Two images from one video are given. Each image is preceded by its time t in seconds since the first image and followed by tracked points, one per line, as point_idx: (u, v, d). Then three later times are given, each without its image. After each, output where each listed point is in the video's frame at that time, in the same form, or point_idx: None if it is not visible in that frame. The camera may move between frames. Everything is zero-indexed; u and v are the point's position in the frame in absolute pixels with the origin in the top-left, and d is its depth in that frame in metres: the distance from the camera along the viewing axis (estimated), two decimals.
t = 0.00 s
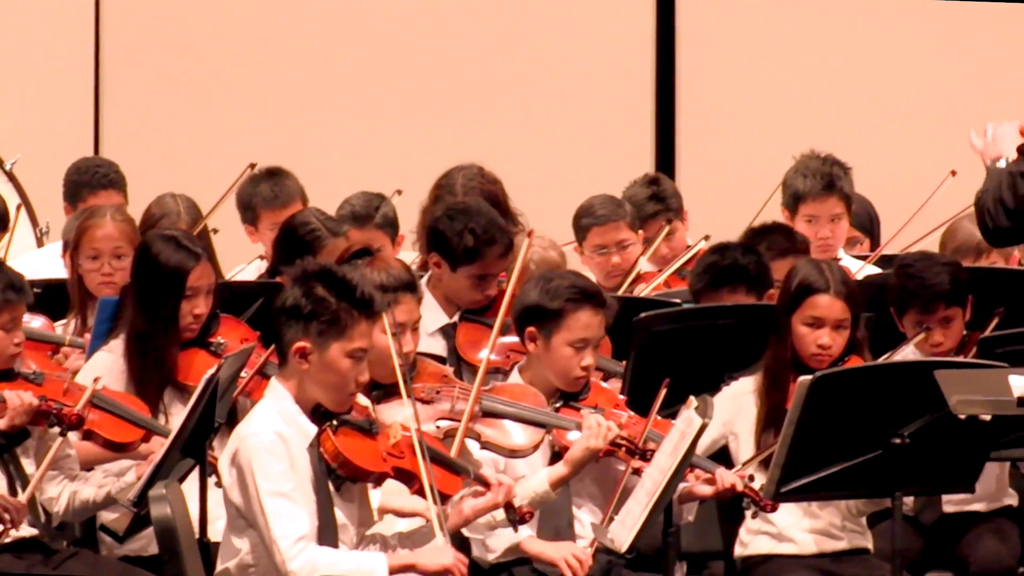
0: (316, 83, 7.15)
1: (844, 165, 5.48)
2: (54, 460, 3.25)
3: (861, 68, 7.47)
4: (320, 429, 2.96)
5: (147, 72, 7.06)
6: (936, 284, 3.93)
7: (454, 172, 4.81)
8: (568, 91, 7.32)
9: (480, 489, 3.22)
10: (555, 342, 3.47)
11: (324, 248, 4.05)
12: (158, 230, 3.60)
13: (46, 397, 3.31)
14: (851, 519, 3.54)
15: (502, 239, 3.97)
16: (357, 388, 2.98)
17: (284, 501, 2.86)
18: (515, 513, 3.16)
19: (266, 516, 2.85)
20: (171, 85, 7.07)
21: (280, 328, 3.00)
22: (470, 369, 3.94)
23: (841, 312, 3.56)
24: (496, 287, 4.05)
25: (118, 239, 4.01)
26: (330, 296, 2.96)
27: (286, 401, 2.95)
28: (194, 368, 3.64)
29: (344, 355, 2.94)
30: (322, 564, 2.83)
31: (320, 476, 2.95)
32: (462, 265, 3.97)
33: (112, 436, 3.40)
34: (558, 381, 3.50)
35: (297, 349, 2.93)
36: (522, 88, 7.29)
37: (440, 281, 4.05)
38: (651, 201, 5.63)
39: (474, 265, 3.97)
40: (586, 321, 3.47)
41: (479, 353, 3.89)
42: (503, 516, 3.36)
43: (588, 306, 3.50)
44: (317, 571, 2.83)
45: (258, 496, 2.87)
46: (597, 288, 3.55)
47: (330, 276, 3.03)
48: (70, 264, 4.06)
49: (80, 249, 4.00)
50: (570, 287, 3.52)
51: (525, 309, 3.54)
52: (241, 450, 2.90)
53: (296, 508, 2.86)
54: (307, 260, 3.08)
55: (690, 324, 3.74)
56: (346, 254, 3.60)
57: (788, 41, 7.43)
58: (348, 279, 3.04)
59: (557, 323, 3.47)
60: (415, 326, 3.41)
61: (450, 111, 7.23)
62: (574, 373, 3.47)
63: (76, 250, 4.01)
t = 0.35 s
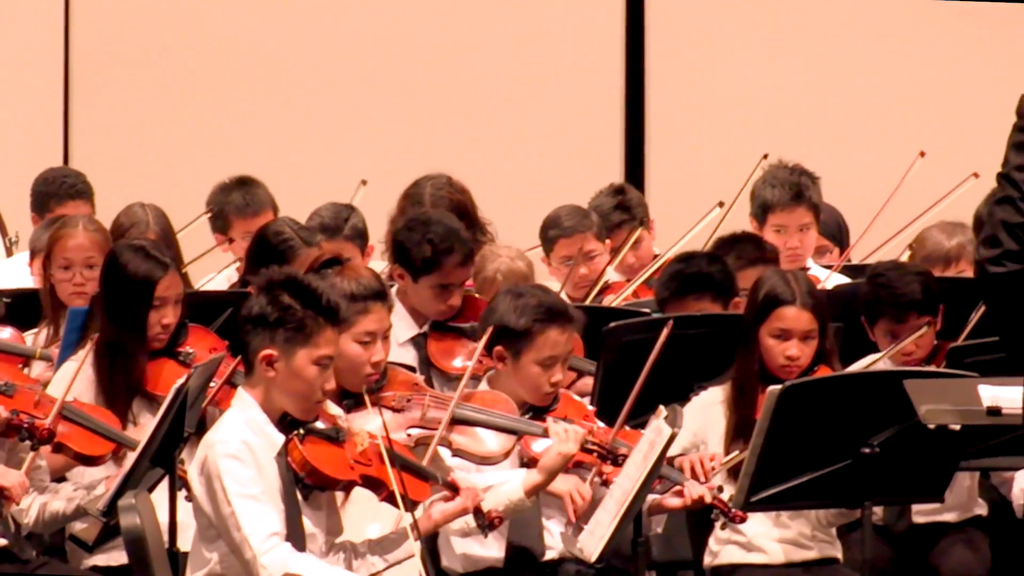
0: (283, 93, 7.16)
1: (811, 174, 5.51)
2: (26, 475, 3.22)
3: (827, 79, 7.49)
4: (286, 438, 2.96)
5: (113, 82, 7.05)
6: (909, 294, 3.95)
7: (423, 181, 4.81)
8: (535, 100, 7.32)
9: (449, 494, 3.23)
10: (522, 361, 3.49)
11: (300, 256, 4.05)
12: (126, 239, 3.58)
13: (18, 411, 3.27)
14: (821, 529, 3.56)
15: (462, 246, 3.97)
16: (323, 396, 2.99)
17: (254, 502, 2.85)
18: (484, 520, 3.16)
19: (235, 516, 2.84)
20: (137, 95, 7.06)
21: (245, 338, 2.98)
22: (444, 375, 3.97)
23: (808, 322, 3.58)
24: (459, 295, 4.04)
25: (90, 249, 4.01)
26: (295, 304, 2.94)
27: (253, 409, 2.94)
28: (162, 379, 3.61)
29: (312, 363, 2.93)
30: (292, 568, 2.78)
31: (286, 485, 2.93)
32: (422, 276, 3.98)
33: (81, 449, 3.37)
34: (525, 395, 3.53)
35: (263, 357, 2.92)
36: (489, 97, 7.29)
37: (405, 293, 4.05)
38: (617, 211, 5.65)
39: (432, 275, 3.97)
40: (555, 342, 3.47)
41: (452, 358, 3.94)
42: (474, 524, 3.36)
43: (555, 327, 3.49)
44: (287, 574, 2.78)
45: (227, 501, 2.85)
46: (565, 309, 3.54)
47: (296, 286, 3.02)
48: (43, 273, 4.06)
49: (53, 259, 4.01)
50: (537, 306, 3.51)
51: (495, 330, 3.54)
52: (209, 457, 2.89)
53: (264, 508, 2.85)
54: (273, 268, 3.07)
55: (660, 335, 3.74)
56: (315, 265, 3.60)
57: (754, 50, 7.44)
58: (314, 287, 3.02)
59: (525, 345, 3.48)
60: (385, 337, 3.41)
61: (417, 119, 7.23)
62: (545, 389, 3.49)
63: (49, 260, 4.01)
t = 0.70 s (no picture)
0: (249, 103, 7.15)
1: (778, 187, 5.54)
2: None
3: (794, 90, 7.50)
4: (251, 451, 2.94)
5: (79, 93, 7.06)
6: (877, 306, 3.97)
7: (391, 195, 4.82)
8: (503, 111, 7.33)
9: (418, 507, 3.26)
10: (491, 371, 3.49)
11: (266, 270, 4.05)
12: (92, 252, 3.57)
13: None
14: (789, 542, 3.59)
15: (428, 259, 3.99)
16: (290, 412, 2.95)
17: (223, 509, 2.84)
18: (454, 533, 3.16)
19: (207, 522, 2.82)
20: (103, 106, 7.07)
21: (213, 350, 2.96)
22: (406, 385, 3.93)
23: (778, 335, 3.59)
24: (425, 309, 4.05)
25: (56, 262, 4.00)
26: (263, 317, 2.93)
27: (220, 423, 2.93)
28: (129, 392, 3.60)
29: (278, 377, 2.90)
30: (270, 565, 2.80)
31: (253, 497, 2.91)
32: (389, 289, 3.97)
33: (50, 460, 3.35)
34: (492, 409, 3.54)
35: (230, 370, 2.90)
36: (456, 108, 7.29)
37: (369, 308, 4.04)
38: (586, 223, 5.67)
39: (400, 289, 3.97)
40: (523, 351, 3.48)
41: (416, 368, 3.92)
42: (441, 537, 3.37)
43: (524, 338, 3.50)
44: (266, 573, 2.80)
45: (197, 509, 2.84)
46: (534, 318, 3.55)
47: (265, 300, 3.01)
48: (8, 287, 4.05)
49: (18, 272, 3.99)
50: (507, 316, 3.52)
51: (462, 338, 3.54)
52: (175, 467, 2.88)
53: (233, 514, 2.84)
54: (242, 282, 3.05)
55: (629, 348, 3.76)
56: (281, 279, 3.60)
57: (721, 60, 7.45)
58: (283, 302, 3.01)
59: (493, 355, 3.48)
60: (351, 352, 3.41)
61: (383, 130, 7.23)
62: (512, 402, 3.49)
63: (14, 273, 4.00)
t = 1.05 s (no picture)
0: (213, 110, 7.15)
1: (741, 198, 5.57)
2: None
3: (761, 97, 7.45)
4: (220, 461, 2.94)
5: (42, 101, 7.06)
6: (841, 316, 4.01)
7: (356, 205, 4.83)
8: (465, 119, 7.34)
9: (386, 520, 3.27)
10: (456, 378, 3.50)
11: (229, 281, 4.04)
12: (57, 262, 3.57)
13: None
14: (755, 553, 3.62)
15: (396, 271, 4.00)
16: (258, 424, 2.95)
17: (193, 518, 2.84)
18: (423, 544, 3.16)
19: (176, 530, 2.82)
20: (67, 114, 7.07)
21: (183, 360, 2.96)
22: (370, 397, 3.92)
23: (745, 346, 3.62)
24: (391, 321, 4.05)
25: (23, 273, 4.09)
26: (234, 329, 2.93)
27: (188, 432, 2.92)
28: (94, 401, 3.59)
29: (248, 390, 2.90)
30: (236, 570, 2.81)
31: (221, 507, 2.91)
32: (356, 301, 3.99)
33: (16, 465, 3.36)
34: (458, 417, 3.53)
35: (200, 381, 2.90)
36: (418, 116, 7.30)
37: (335, 318, 4.05)
38: (550, 235, 5.70)
39: (367, 301, 3.99)
40: (487, 359, 3.49)
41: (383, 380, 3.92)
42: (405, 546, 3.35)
43: (489, 344, 3.52)
44: None
45: (167, 517, 2.84)
46: (499, 325, 3.58)
47: (236, 311, 3.01)
48: None
49: None
50: (471, 324, 3.55)
51: (427, 346, 3.57)
52: (145, 475, 2.87)
53: (202, 523, 2.84)
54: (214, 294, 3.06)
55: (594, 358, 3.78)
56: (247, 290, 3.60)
57: (686, 68, 7.45)
58: (254, 314, 3.01)
59: (458, 362, 3.49)
60: (316, 362, 3.42)
61: (347, 139, 7.23)
62: (477, 410, 3.49)
63: None
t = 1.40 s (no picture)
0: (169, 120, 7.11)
1: (699, 213, 5.60)
2: None
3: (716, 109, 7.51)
4: (178, 474, 2.94)
5: None
6: (799, 330, 4.04)
7: (315, 219, 4.84)
8: (423, 131, 7.35)
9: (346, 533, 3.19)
10: (413, 393, 3.51)
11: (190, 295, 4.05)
12: (15, 277, 3.56)
13: None
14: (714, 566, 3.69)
15: (359, 285, 4.00)
16: (216, 437, 2.94)
17: (147, 532, 2.84)
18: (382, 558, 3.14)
19: (128, 545, 2.82)
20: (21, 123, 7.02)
21: (142, 375, 2.95)
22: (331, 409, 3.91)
23: (703, 359, 3.65)
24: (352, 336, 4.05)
25: None
26: (193, 343, 2.92)
27: (146, 445, 2.91)
28: (52, 415, 3.61)
29: (206, 404, 2.89)
30: None
31: (178, 521, 2.92)
32: (319, 314, 3.99)
33: None
34: (416, 430, 3.53)
35: (159, 395, 2.89)
36: (376, 128, 7.29)
37: (297, 331, 4.05)
38: (510, 248, 5.67)
39: (330, 315, 3.99)
40: (443, 371, 3.50)
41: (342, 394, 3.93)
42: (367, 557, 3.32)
43: (444, 357, 3.53)
44: None
45: (121, 531, 2.84)
46: (455, 338, 3.59)
47: (195, 324, 3.00)
48: None
49: None
50: (426, 337, 3.55)
51: (383, 361, 3.56)
52: (101, 489, 2.87)
53: (156, 537, 2.84)
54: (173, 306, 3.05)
55: (552, 371, 3.79)
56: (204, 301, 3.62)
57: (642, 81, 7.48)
58: (212, 326, 3.00)
59: (415, 376, 3.50)
60: (274, 372, 3.40)
61: (304, 149, 7.21)
62: (434, 423, 3.51)
63: None
